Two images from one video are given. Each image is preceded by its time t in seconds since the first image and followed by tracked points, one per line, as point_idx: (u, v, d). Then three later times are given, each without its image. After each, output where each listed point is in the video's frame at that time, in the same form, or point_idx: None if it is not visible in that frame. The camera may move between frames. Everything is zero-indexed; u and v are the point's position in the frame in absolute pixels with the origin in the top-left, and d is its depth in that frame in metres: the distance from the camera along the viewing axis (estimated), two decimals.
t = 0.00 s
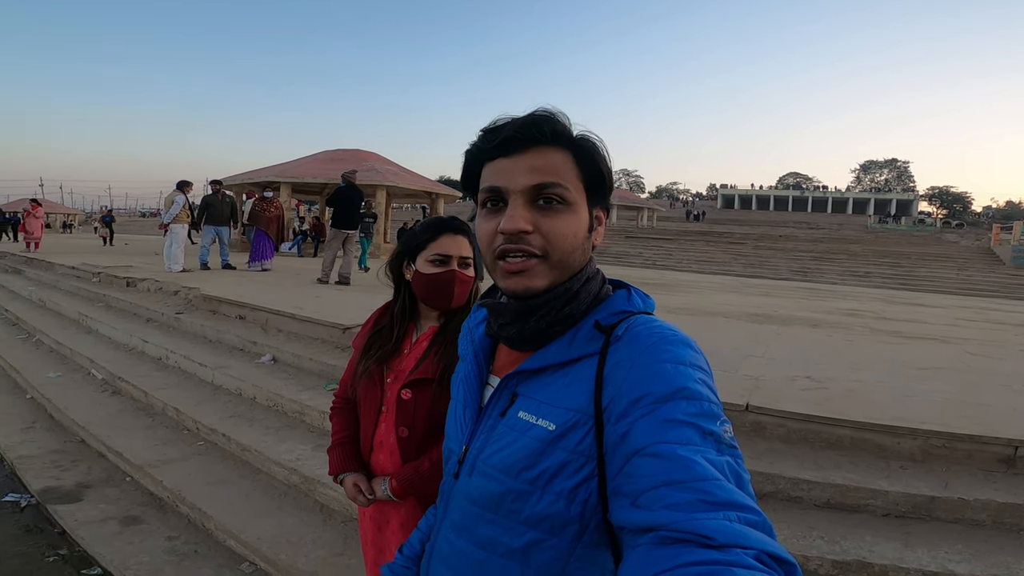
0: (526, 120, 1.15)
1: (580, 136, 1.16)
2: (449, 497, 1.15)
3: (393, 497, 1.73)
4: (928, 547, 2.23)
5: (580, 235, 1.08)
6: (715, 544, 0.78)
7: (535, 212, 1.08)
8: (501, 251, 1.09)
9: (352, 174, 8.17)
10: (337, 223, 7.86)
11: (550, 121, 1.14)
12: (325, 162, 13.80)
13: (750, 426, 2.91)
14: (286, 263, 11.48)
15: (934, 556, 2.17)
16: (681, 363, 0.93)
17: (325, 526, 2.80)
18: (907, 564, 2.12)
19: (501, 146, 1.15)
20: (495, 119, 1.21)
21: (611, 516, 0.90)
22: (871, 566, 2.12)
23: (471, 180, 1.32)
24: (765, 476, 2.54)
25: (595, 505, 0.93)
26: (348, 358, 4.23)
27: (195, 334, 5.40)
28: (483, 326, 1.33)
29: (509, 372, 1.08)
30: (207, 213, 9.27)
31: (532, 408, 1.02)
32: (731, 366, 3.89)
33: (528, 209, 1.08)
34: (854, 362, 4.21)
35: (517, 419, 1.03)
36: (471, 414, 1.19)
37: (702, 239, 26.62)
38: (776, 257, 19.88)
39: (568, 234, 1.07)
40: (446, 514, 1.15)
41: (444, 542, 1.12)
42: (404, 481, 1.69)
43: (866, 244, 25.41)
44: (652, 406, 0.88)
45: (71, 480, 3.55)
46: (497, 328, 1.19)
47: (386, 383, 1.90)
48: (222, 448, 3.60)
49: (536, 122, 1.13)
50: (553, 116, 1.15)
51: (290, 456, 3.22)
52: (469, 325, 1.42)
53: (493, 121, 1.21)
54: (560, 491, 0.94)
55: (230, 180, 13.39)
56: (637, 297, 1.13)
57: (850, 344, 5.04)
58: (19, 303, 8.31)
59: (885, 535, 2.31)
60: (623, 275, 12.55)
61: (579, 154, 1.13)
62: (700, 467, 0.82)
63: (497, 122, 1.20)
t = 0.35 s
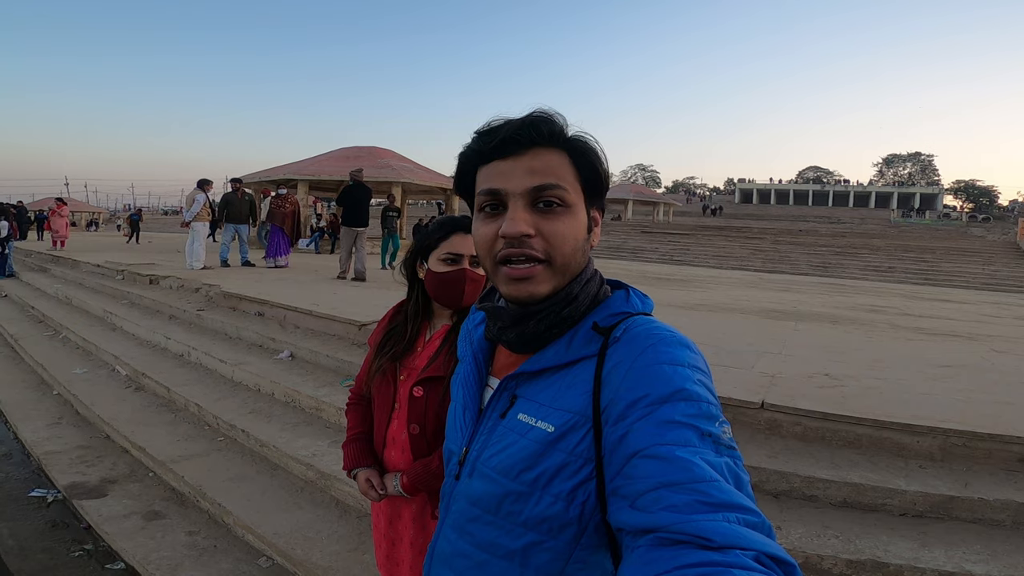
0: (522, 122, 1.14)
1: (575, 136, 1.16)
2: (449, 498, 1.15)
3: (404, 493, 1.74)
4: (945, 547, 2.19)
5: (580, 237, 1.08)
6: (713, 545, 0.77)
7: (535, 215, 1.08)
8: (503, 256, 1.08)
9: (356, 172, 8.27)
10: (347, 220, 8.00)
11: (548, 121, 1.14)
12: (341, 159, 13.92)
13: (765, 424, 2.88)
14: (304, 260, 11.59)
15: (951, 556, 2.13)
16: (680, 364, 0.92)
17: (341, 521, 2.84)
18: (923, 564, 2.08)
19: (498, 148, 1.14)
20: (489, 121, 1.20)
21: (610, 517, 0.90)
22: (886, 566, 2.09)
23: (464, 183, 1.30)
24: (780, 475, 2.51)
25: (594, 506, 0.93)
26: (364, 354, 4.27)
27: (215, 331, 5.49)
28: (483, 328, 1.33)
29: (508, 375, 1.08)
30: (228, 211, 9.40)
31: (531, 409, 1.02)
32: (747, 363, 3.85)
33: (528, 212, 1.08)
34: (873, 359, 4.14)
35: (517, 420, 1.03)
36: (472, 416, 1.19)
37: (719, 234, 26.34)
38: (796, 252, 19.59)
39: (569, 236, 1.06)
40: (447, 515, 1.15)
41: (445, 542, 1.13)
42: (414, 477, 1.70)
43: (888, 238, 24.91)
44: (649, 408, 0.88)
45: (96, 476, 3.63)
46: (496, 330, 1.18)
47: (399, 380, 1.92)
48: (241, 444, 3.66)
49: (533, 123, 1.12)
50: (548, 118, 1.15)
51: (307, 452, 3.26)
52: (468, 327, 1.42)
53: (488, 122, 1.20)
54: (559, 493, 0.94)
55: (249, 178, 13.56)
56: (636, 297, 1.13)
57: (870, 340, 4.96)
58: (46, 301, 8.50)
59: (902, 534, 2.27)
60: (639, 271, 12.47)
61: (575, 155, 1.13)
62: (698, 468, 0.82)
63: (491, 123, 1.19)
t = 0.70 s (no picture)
0: (525, 123, 1.13)
1: (579, 137, 1.15)
2: (451, 498, 1.15)
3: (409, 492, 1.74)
4: (951, 550, 2.17)
5: (581, 242, 1.07)
6: (716, 546, 0.77)
7: (537, 220, 1.07)
8: (504, 261, 1.08)
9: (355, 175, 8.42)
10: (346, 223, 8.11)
11: (551, 124, 1.12)
12: (347, 164, 13.99)
13: (770, 428, 2.86)
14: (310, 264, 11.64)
15: (956, 559, 2.11)
16: (682, 364, 0.92)
17: (344, 523, 2.84)
18: (928, 566, 2.07)
19: (501, 150, 1.13)
20: (492, 121, 1.18)
21: (612, 517, 0.89)
22: (890, 569, 2.08)
23: (467, 182, 1.30)
24: (784, 477, 2.49)
25: (596, 506, 0.93)
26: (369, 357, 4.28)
27: (222, 334, 5.52)
28: (485, 328, 1.34)
29: (510, 375, 1.08)
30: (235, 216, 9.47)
31: (533, 409, 1.02)
32: (752, 367, 3.83)
33: (529, 218, 1.07)
34: (879, 363, 4.12)
35: (519, 420, 1.03)
36: (473, 416, 1.19)
37: (724, 238, 26.28)
38: (802, 257, 19.53)
39: (570, 242, 1.06)
40: (449, 515, 1.15)
41: (447, 542, 1.13)
42: (418, 477, 1.70)
43: (895, 242, 24.78)
44: (652, 408, 0.88)
45: (102, 477, 3.65)
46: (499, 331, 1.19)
47: (405, 380, 1.92)
48: (246, 446, 3.67)
49: (536, 125, 1.11)
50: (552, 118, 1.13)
51: (311, 454, 3.27)
52: (470, 327, 1.42)
53: (491, 122, 1.18)
54: (561, 493, 0.94)
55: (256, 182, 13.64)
56: (638, 298, 1.13)
57: (875, 344, 4.94)
58: (55, 304, 8.56)
59: (907, 537, 2.25)
60: (644, 275, 12.45)
61: (578, 158, 1.12)
62: (701, 468, 0.81)
63: (495, 124, 1.18)
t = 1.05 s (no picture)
0: (550, 127, 1.11)
1: (599, 143, 1.14)
2: (452, 498, 1.15)
3: (414, 491, 1.74)
4: (959, 554, 2.14)
5: (598, 250, 1.08)
6: (718, 546, 0.77)
7: (557, 228, 1.07)
8: (522, 267, 1.07)
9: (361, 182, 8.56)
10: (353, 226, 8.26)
11: (574, 129, 1.11)
12: (356, 167, 14.07)
13: (776, 430, 2.84)
14: (319, 267, 11.70)
15: (964, 562, 2.09)
16: (685, 366, 0.92)
17: (350, 523, 2.84)
18: (936, 570, 2.04)
19: (523, 153, 1.11)
20: (514, 120, 1.15)
21: (613, 518, 0.89)
22: (897, 572, 2.05)
23: (477, 178, 1.26)
24: (790, 480, 2.47)
25: (598, 507, 0.92)
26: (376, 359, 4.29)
27: (231, 336, 5.56)
28: (489, 328, 1.34)
29: (511, 375, 1.08)
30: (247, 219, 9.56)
31: (534, 410, 1.01)
32: (760, 369, 3.81)
33: (550, 225, 1.07)
34: (889, 366, 4.07)
35: (520, 420, 1.02)
36: (474, 416, 1.19)
37: (734, 241, 26.15)
38: (812, 260, 19.38)
39: (589, 250, 1.06)
40: (450, 515, 1.14)
41: (446, 542, 1.13)
42: (423, 476, 1.69)
43: (907, 245, 24.53)
44: (655, 409, 0.88)
45: (112, 477, 3.68)
46: (506, 332, 1.19)
47: (413, 380, 1.93)
48: (254, 447, 3.69)
49: (562, 130, 1.09)
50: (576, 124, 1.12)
51: (318, 455, 3.28)
52: (474, 328, 1.42)
53: (512, 121, 1.15)
54: (563, 493, 0.93)
55: (266, 186, 13.75)
56: (641, 300, 1.12)
57: (886, 347, 4.89)
58: (68, 306, 8.67)
59: (915, 540, 2.23)
60: (653, 278, 12.41)
61: (597, 165, 1.12)
62: (704, 469, 0.81)
63: (516, 122, 1.15)
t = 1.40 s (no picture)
0: (555, 130, 1.11)
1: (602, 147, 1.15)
2: (454, 500, 1.15)
3: (414, 494, 1.74)
4: (956, 552, 2.16)
5: (602, 252, 1.09)
6: (718, 548, 0.77)
7: (562, 231, 1.07)
8: (526, 270, 1.07)
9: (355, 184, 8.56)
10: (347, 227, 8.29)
11: (578, 133, 1.11)
12: (349, 167, 14.02)
13: (773, 430, 2.86)
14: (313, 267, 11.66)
15: (961, 560, 2.11)
16: (687, 368, 0.92)
17: (348, 525, 2.83)
18: (933, 568, 2.06)
19: (528, 157, 1.11)
20: (518, 123, 1.15)
21: (615, 519, 0.89)
22: (895, 571, 2.07)
23: (478, 182, 1.26)
24: (788, 479, 2.49)
25: (600, 508, 0.92)
26: (372, 360, 4.28)
27: (225, 337, 5.53)
28: (491, 330, 1.33)
29: (514, 377, 1.08)
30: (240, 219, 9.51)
31: (537, 412, 1.02)
32: (755, 369, 3.83)
33: (555, 228, 1.07)
34: (883, 365, 4.10)
35: (522, 423, 1.03)
36: (477, 418, 1.19)
37: (727, 240, 26.26)
38: (805, 259, 19.50)
39: (594, 253, 1.07)
40: (453, 517, 1.15)
41: (449, 544, 1.13)
42: (424, 479, 1.69)
43: (898, 244, 24.72)
44: (656, 412, 0.88)
45: (107, 479, 3.65)
46: (508, 335, 1.19)
47: (412, 382, 1.92)
48: (250, 449, 3.67)
49: (567, 133, 1.09)
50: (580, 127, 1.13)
51: (314, 456, 3.27)
52: (476, 330, 1.42)
53: (516, 124, 1.15)
54: (566, 495, 0.94)
55: (259, 186, 13.68)
56: (643, 301, 1.13)
57: (879, 346, 4.92)
58: (59, 307, 8.59)
59: (912, 538, 2.24)
60: (647, 278, 12.44)
61: (601, 167, 1.13)
62: (704, 471, 0.81)
63: (520, 126, 1.15)
